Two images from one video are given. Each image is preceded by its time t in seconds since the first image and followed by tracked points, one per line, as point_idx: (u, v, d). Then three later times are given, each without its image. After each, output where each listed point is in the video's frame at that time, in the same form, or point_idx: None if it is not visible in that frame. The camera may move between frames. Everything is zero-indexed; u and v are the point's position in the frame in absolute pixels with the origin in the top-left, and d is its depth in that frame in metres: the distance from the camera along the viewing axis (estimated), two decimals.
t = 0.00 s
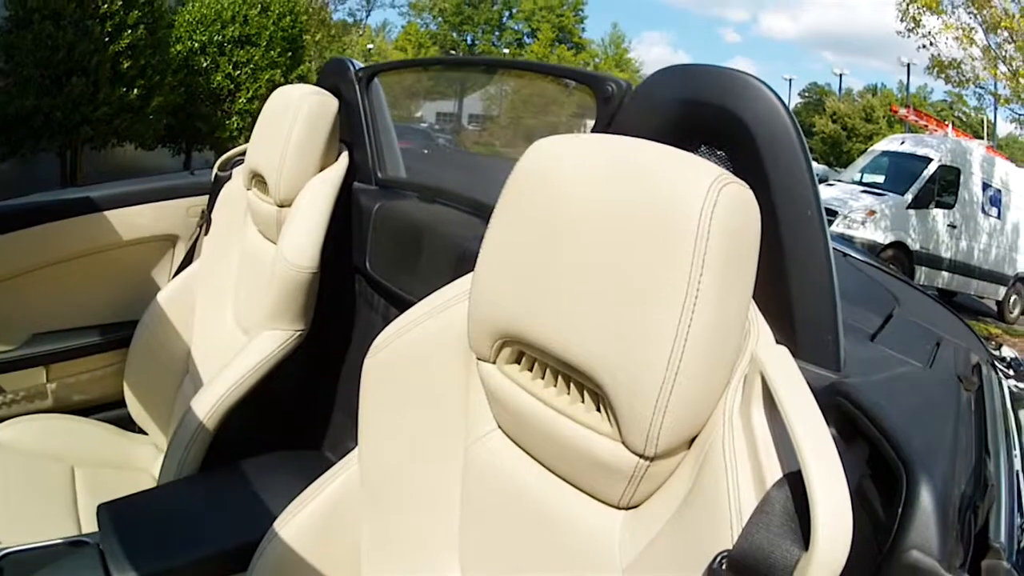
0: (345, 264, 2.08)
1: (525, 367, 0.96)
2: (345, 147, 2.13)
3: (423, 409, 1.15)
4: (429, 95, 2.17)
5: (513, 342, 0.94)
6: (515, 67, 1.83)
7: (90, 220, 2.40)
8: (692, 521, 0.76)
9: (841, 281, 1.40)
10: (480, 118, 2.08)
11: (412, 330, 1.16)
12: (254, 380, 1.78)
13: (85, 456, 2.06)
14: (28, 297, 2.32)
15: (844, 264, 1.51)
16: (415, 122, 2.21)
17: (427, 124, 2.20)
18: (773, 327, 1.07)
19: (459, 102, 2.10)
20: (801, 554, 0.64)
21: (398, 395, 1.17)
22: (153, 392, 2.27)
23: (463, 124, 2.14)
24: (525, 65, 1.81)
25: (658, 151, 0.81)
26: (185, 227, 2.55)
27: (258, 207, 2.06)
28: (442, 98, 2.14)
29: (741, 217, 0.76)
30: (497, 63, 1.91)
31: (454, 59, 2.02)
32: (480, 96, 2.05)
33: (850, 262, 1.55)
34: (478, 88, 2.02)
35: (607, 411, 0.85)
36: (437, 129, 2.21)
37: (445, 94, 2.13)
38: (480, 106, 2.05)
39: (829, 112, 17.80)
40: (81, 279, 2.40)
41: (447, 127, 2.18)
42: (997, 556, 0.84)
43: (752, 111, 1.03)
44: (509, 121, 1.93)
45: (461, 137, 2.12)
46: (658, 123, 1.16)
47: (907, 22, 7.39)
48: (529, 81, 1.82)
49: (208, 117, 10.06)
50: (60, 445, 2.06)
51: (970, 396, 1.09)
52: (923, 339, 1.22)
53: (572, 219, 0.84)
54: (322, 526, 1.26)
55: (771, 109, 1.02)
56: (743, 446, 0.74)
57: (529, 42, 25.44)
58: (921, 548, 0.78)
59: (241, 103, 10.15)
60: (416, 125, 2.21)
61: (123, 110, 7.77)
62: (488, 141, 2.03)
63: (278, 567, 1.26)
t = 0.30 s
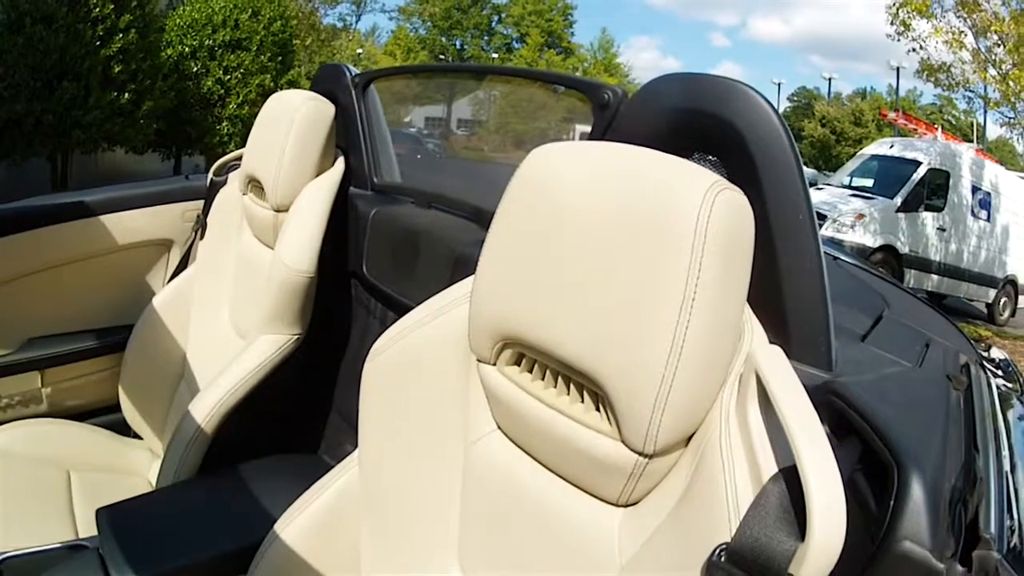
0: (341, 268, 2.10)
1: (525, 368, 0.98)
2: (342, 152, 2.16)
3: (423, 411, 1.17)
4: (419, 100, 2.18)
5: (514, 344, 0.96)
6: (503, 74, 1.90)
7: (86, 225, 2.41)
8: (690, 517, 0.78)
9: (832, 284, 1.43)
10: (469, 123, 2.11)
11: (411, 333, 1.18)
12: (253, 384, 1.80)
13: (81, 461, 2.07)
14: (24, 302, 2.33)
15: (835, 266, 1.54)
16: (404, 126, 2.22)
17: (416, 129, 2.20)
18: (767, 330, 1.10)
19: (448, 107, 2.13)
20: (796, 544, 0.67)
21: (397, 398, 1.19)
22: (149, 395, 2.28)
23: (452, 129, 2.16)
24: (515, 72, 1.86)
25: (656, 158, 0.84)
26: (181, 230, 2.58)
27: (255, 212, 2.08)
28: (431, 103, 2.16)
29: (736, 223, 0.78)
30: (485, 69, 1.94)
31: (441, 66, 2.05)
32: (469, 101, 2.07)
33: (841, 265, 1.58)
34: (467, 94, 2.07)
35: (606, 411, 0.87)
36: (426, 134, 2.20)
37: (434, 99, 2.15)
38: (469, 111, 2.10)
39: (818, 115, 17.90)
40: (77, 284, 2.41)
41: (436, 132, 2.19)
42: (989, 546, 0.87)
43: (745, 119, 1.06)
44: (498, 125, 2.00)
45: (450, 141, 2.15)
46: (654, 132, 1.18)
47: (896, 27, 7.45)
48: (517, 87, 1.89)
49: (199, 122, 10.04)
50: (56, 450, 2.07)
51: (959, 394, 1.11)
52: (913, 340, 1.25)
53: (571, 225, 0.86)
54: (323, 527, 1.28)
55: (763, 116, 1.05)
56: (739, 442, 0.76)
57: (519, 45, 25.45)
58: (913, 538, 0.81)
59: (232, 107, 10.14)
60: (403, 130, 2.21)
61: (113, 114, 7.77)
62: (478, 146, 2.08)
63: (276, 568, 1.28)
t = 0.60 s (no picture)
0: (337, 271, 2.12)
1: (525, 368, 1.00)
2: (338, 157, 2.18)
3: (422, 411, 1.18)
4: (410, 104, 2.22)
5: (514, 344, 0.98)
6: (493, 78, 1.93)
7: (82, 230, 2.42)
8: (687, 513, 0.80)
9: (824, 285, 1.45)
10: (460, 127, 2.16)
11: (410, 335, 1.20)
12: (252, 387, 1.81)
13: (78, 465, 2.08)
14: (19, 307, 2.34)
15: (826, 268, 1.57)
16: (395, 131, 2.26)
17: (407, 133, 2.26)
18: (760, 330, 1.12)
19: (438, 111, 2.19)
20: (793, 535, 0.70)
21: (395, 399, 1.21)
22: (146, 400, 2.29)
23: (443, 133, 2.21)
24: (504, 77, 1.90)
25: (652, 163, 0.86)
26: (177, 234, 2.59)
27: (252, 216, 2.09)
28: (422, 108, 2.22)
29: (730, 225, 0.80)
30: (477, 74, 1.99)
31: (434, 71, 2.10)
32: (461, 105, 2.13)
33: (832, 267, 1.61)
34: (458, 98, 2.13)
35: (604, 409, 0.89)
36: (417, 138, 2.25)
37: (425, 104, 2.20)
38: (460, 116, 2.16)
39: (809, 119, 18.01)
40: (72, 288, 2.42)
41: (427, 137, 2.24)
42: (979, 537, 0.89)
43: (738, 123, 1.08)
44: (488, 130, 2.05)
45: (441, 145, 2.21)
46: (650, 137, 1.21)
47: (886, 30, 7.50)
48: (506, 92, 1.94)
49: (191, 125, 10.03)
50: (52, 454, 2.08)
51: (949, 391, 1.14)
52: (903, 339, 1.28)
53: (570, 227, 0.89)
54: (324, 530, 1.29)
55: (756, 120, 1.07)
56: (735, 437, 0.79)
57: (511, 50, 25.52)
58: (905, 526, 0.85)
59: (225, 111, 10.15)
60: (395, 134, 2.26)
61: (106, 118, 7.79)
62: (469, 149, 2.14)
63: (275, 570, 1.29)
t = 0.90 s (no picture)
0: (334, 274, 2.13)
1: (523, 366, 1.02)
2: (335, 160, 2.19)
3: (421, 410, 1.20)
4: (403, 108, 2.25)
5: (513, 342, 1.00)
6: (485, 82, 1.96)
7: (79, 234, 2.43)
8: (683, 505, 0.82)
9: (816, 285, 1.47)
10: (453, 131, 2.20)
11: (409, 335, 1.22)
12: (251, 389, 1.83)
13: (76, 468, 2.09)
14: (16, 312, 2.35)
15: (820, 268, 1.59)
16: (388, 135, 2.25)
17: (401, 136, 2.25)
18: (754, 327, 1.14)
19: (432, 115, 2.22)
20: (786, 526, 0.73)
21: (395, 399, 1.22)
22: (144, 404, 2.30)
23: (436, 137, 2.24)
24: (494, 80, 1.93)
25: (646, 163, 0.88)
26: (174, 238, 2.60)
27: (249, 219, 2.11)
28: (416, 112, 2.24)
29: (724, 223, 0.82)
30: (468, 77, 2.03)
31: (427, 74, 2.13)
32: (454, 109, 2.16)
33: (824, 267, 1.63)
34: (451, 102, 2.16)
35: (602, 405, 0.91)
36: (410, 142, 2.27)
37: (419, 107, 2.23)
38: (453, 119, 2.19)
39: (801, 121, 18.07)
40: (69, 292, 2.43)
41: (420, 140, 2.27)
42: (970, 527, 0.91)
43: (731, 124, 1.10)
44: (482, 134, 2.08)
45: (434, 148, 2.24)
46: (645, 139, 1.23)
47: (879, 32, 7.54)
48: (500, 94, 1.97)
49: (186, 130, 10.03)
50: (51, 458, 2.09)
51: (940, 386, 1.16)
52: (895, 337, 1.30)
53: (567, 227, 0.90)
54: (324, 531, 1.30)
55: (749, 121, 1.09)
56: (729, 430, 0.81)
57: (504, 53, 25.58)
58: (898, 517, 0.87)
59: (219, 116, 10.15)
60: (389, 138, 2.25)
61: (100, 123, 7.80)
62: (462, 154, 2.18)
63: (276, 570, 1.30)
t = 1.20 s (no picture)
0: (333, 276, 2.14)
1: (520, 366, 1.03)
2: (331, 163, 2.20)
3: (420, 412, 1.21)
4: (398, 112, 2.26)
5: (510, 343, 1.01)
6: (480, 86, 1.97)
7: (77, 238, 2.44)
8: (680, 503, 0.83)
9: (811, 286, 1.49)
10: (448, 134, 2.21)
11: (408, 337, 1.23)
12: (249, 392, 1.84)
13: (75, 472, 2.09)
14: (15, 316, 2.36)
15: (815, 270, 1.61)
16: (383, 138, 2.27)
17: (395, 140, 2.28)
18: (748, 327, 1.15)
19: (427, 119, 2.24)
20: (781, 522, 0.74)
21: (394, 400, 1.23)
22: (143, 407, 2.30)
23: (431, 141, 2.26)
24: (490, 84, 1.95)
25: (641, 167, 0.89)
26: (171, 242, 2.61)
27: (247, 222, 2.12)
28: (411, 116, 2.26)
29: (718, 225, 0.84)
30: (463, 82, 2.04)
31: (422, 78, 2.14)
32: (448, 112, 2.18)
33: (819, 268, 1.65)
34: (446, 106, 2.17)
35: (600, 405, 0.92)
36: (406, 146, 2.29)
37: (414, 111, 2.25)
38: (448, 123, 2.20)
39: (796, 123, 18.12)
40: (67, 296, 2.44)
41: (415, 144, 2.28)
42: (964, 523, 0.92)
43: (725, 128, 1.12)
44: (476, 138, 2.09)
45: (429, 152, 2.26)
46: (640, 143, 1.24)
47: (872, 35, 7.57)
48: (495, 98, 1.99)
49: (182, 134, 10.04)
50: (50, 462, 2.10)
51: (933, 385, 1.18)
52: (888, 337, 1.31)
53: (563, 230, 0.92)
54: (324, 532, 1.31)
55: (743, 125, 1.11)
56: (724, 428, 0.82)
57: (500, 57, 25.63)
58: (891, 512, 0.88)
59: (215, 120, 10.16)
60: (385, 142, 2.26)
61: (96, 127, 7.81)
62: (457, 157, 2.20)
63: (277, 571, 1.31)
